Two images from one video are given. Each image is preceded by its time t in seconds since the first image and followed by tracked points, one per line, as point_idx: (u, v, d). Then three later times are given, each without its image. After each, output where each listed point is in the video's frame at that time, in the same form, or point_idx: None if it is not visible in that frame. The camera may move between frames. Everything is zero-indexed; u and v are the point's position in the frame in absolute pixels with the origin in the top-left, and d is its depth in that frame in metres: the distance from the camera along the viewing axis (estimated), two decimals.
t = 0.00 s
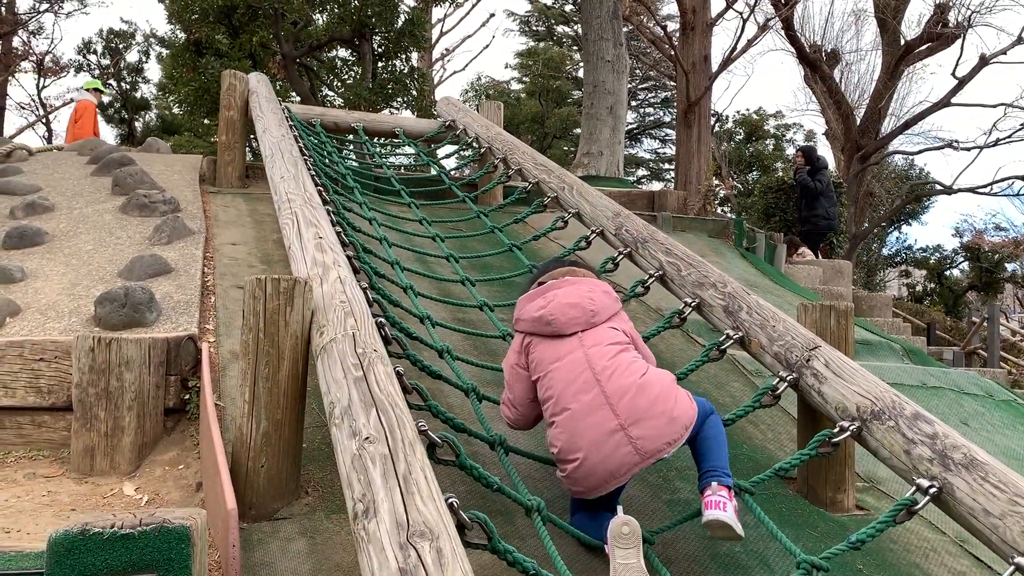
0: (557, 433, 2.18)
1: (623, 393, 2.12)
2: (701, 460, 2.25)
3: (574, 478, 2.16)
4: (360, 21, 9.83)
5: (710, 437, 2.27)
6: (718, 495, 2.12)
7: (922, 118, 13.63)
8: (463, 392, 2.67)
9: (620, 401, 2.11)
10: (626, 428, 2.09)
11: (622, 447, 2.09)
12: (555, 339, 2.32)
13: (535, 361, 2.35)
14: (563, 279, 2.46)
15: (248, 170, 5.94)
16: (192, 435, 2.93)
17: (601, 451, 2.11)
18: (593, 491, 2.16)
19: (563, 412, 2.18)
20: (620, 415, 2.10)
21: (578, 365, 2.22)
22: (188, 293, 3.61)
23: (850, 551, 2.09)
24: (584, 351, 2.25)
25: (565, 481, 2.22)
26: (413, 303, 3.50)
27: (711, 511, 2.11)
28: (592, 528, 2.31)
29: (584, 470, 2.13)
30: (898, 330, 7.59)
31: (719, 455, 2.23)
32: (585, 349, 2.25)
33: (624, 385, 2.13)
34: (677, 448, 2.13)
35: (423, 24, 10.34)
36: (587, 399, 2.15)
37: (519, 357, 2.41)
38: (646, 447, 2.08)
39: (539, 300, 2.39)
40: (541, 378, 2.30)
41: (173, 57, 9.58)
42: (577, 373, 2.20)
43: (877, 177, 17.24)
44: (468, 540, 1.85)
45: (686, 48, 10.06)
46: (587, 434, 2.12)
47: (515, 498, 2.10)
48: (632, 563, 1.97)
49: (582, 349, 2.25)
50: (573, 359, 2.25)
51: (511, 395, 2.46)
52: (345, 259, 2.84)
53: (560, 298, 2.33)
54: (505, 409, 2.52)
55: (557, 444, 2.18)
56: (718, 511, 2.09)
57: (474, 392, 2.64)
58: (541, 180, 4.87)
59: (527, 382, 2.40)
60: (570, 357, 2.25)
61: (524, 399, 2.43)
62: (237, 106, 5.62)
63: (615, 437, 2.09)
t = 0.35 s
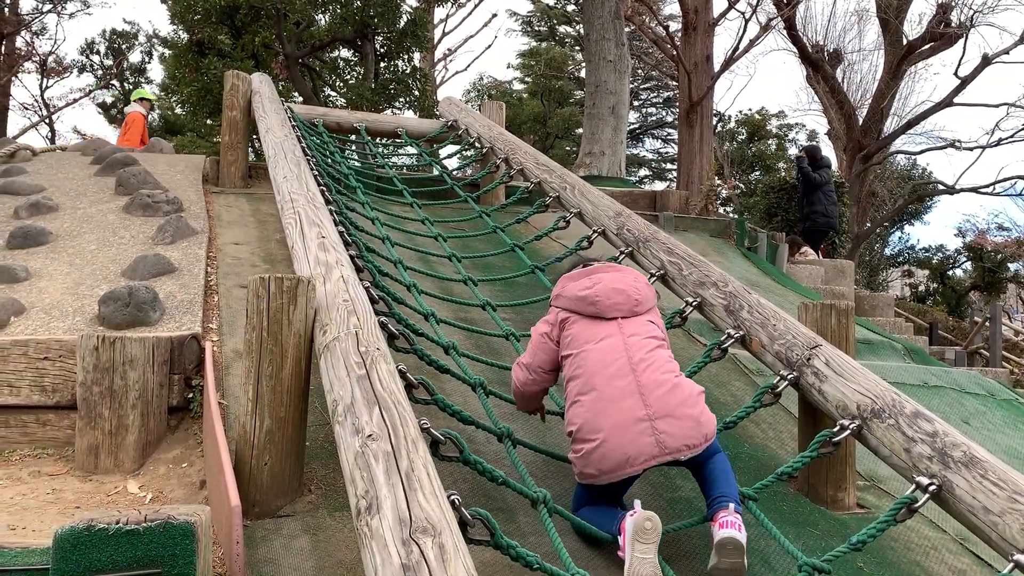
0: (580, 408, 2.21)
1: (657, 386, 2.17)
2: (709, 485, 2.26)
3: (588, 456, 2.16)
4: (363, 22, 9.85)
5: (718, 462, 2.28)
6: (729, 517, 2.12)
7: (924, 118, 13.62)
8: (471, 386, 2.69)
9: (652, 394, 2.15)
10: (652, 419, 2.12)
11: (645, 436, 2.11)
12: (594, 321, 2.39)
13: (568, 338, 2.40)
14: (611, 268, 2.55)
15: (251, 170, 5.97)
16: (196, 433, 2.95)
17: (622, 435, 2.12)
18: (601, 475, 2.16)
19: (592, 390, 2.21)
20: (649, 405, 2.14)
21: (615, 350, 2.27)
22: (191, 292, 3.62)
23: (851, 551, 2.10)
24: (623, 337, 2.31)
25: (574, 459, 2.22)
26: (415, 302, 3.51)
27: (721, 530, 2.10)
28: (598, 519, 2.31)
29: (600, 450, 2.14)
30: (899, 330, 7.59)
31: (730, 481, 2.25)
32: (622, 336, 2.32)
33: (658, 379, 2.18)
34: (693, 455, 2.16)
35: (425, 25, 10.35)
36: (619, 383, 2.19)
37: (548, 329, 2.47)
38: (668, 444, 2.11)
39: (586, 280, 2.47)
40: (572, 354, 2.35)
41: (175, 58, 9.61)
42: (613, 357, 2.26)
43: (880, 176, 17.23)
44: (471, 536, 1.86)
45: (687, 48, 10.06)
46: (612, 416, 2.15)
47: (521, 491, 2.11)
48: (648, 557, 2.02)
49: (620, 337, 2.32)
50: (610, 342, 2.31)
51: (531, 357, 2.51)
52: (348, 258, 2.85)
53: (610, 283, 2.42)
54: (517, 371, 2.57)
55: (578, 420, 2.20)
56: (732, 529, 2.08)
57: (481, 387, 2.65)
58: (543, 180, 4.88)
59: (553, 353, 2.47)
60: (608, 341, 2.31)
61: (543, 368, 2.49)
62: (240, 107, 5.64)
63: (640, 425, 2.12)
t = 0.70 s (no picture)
0: (598, 387, 2.28)
1: (671, 368, 2.20)
2: (716, 489, 2.26)
3: (600, 433, 2.22)
4: (366, 22, 9.86)
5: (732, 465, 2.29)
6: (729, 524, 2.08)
7: (926, 118, 13.61)
8: (472, 389, 2.70)
9: (667, 375, 2.19)
10: (664, 399, 2.16)
11: (655, 415, 2.14)
12: (620, 308, 2.45)
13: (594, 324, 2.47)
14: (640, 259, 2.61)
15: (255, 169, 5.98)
16: (203, 430, 2.96)
17: (633, 414, 2.17)
18: (612, 453, 2.20)
19: (608, 371, 2.28)
20: (662, 386, 2.17)
21: (636, 335, 2.33)
22: (198, 291, 3.64)
23: (857, 548, 2.11)
24: (646, 322, 2.37)
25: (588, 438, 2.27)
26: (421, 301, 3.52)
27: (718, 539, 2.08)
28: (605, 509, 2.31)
29: (611, 426, 2.19)
30: (903, 330, 7.59)
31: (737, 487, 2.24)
32: (645, 322, 2.37)
33: (674, 362, 2.22)
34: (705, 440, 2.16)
35: (428, 25, 10.35)
36: (636, 364, 2.24)
37: (575, 315, 2.53)
38: (679, 423, 2.13)
39: (614, 269, 2.54)
40: (596, 339, 2.42)
41: (179, 58, 9.62)
42: (634, 340, 2.32)
43: (882, 176, 17.22)
44: (479, 531, 1.87)
45: (690, 48, 10.07)
46: (625, 394, 2.20)
47: (528, 487, 2.13)
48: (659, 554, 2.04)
49: (643, 322, 2.37)
50: (632, 327, 2.36)
51: (553, 343, 2.54)
52: (354, 256, 2.87)
53: (638, 271, 2.49)
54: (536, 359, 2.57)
55: (594, 399, 2.26)
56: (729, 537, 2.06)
57: (483, 390, 2.66)
58: (547, 179, 4.89)
59: (577, 337, 2.50)
60: (631, 326, 2.37)
61: (564, 354, 2.51)
62: (245, 107, 5.65)
63: (651, 405, 2.15)
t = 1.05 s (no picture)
0: (631, 306, 2.30)
1: (700, 280, 2.33)
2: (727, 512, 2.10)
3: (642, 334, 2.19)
4: (370, 22, 9.87)
5: (734, 453, 2.18)
6: (757, 566, 1.99)
7: (930, 117, 13.59)
8: (480, 389, 2.70)
9: (698, 284, 2.30)
10: (706, 299, 2.23)
11: (702, 306, 2.20)
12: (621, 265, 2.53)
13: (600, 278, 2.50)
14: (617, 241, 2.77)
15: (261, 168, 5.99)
16: (213, 427, 2.97)
17: (681, 309, 2.20)
18: (658, 350, 2.15)
19: (638, 291, 2.33)
20: (699, 291, 2.27)
21: (654, 269, 2.43)
22: (207, 288, 3.64)
23: (871, 542, 2.11)
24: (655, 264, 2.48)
25: (627, 352, 2.21)
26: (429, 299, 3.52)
27: None
28: (641, 460, 2.16)
29: (656, 327, 2.19)
30: (908, 328, 7.58)
31: (751, 504, 2.10)
32: (656, 264, 2.48)
33: (699, 280, 2.34)
34: (746, 340, 2.19)
35: (432, 25, 10.35)
36: (667, 282, 2.33)
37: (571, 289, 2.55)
38: (727, 313, 2.19)
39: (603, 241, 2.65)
40: (610, 284, 2.44)
41: (183, 58, 9.63)
42: (654, 273, 2.40)
43: (886, 176, 17.19)
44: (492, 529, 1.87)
45: (694, 47, 10.06)
46: (663, 302, 2.24)
47: (536, 489, 2.11)
48: (690, 543, 1.94)
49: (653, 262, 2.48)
50: (646, 267, 2.45)
51: (555, 330, 2.49)
52: (364, 253, 2.87)
53: (624, 238, 2.58)
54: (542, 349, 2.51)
55: (633, 315, 2.25)
56: None
57: (491, 390, 2.65)
58: (554, 177, 4.89)
59: (575, 317, 2.45)
60: (643, 267, 2.45)
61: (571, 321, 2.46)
62: (251, 105, 5.66)
63: (696, 301, 2.22)
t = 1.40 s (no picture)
0: (624, 281, 2.37)
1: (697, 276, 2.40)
2: (727, 514, 2.10)
3: (628, 299, 2.26)
4: (374, 22, 9.87)
5: (728, 451, 2.16)
6: (761, 565, 2.00)
7: (935, 117, 13.56)
8: (484, 393, 2.69)
9: (696, 277, 2.37)
10: (700, 287, 2.30)
11: (693, 291, 2.26)
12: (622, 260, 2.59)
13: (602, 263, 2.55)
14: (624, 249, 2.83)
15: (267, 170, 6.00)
16: (220, 430, 2.98)
17: (672, 287, 2.27)
18: (640, 314, 2.22)
19: (634, 269, 2.40)
20: (695, 280, 2.34)
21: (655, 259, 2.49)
22: (213, 291, 3.66)
23: (877, 546, 2.11)
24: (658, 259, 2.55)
25: (613, 310, 2.27)
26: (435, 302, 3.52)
27: None
28: (595, 383, 2.25)
29: (646, 294, 2.25)
30: (913, 329, 7.56)
31: (749, 506, 2.09)
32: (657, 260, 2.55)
33: (697, 276, 2.41)
34: (730, 333, 2.23)
35: (436, 25, 10.35)
36: (667, 268, 2.40)
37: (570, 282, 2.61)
38: (715, 304, 2.25)
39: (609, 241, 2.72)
40: (609, 266, 2.50)
41: (187, 59, 9.64)
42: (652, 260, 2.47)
43: (890, 176, 17.16)
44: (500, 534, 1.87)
45: (698, 48, 10.05)
46: (654, 278, 2.31)
47: (539, 495, 2.12)
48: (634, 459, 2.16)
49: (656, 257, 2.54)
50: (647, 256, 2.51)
51: (551, 324, 2.51)
52: (370, 256, 2.87)
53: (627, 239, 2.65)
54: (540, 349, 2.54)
55: (626, 283, 2.32)
56: None
57: (495, 395, 2.65)
58: (558, 179, 4.89)
59: (572, 313, 2.46)
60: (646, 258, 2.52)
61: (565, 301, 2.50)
62: (256, 107, 5.67)
63: (688, 285, 2.28)
